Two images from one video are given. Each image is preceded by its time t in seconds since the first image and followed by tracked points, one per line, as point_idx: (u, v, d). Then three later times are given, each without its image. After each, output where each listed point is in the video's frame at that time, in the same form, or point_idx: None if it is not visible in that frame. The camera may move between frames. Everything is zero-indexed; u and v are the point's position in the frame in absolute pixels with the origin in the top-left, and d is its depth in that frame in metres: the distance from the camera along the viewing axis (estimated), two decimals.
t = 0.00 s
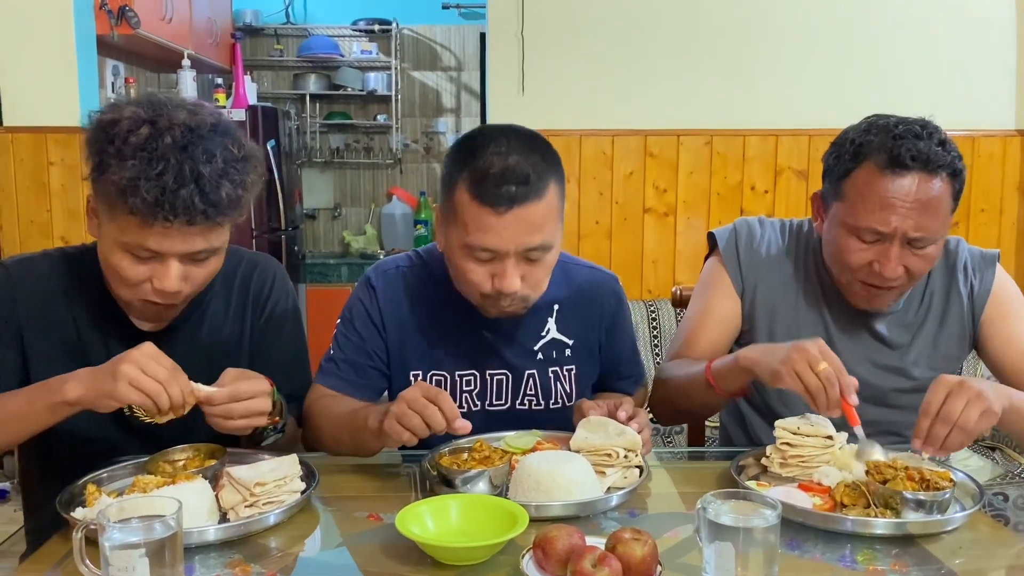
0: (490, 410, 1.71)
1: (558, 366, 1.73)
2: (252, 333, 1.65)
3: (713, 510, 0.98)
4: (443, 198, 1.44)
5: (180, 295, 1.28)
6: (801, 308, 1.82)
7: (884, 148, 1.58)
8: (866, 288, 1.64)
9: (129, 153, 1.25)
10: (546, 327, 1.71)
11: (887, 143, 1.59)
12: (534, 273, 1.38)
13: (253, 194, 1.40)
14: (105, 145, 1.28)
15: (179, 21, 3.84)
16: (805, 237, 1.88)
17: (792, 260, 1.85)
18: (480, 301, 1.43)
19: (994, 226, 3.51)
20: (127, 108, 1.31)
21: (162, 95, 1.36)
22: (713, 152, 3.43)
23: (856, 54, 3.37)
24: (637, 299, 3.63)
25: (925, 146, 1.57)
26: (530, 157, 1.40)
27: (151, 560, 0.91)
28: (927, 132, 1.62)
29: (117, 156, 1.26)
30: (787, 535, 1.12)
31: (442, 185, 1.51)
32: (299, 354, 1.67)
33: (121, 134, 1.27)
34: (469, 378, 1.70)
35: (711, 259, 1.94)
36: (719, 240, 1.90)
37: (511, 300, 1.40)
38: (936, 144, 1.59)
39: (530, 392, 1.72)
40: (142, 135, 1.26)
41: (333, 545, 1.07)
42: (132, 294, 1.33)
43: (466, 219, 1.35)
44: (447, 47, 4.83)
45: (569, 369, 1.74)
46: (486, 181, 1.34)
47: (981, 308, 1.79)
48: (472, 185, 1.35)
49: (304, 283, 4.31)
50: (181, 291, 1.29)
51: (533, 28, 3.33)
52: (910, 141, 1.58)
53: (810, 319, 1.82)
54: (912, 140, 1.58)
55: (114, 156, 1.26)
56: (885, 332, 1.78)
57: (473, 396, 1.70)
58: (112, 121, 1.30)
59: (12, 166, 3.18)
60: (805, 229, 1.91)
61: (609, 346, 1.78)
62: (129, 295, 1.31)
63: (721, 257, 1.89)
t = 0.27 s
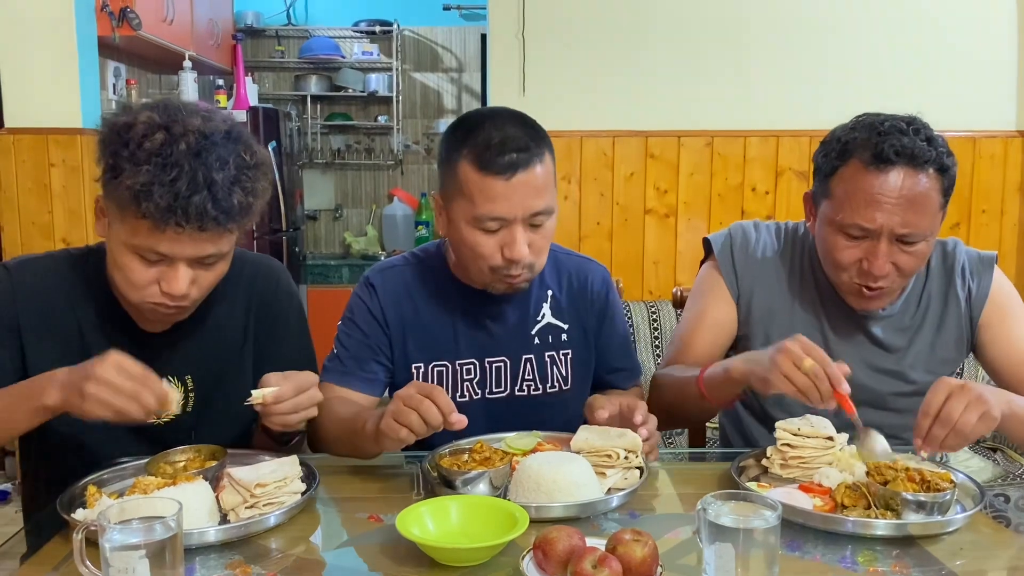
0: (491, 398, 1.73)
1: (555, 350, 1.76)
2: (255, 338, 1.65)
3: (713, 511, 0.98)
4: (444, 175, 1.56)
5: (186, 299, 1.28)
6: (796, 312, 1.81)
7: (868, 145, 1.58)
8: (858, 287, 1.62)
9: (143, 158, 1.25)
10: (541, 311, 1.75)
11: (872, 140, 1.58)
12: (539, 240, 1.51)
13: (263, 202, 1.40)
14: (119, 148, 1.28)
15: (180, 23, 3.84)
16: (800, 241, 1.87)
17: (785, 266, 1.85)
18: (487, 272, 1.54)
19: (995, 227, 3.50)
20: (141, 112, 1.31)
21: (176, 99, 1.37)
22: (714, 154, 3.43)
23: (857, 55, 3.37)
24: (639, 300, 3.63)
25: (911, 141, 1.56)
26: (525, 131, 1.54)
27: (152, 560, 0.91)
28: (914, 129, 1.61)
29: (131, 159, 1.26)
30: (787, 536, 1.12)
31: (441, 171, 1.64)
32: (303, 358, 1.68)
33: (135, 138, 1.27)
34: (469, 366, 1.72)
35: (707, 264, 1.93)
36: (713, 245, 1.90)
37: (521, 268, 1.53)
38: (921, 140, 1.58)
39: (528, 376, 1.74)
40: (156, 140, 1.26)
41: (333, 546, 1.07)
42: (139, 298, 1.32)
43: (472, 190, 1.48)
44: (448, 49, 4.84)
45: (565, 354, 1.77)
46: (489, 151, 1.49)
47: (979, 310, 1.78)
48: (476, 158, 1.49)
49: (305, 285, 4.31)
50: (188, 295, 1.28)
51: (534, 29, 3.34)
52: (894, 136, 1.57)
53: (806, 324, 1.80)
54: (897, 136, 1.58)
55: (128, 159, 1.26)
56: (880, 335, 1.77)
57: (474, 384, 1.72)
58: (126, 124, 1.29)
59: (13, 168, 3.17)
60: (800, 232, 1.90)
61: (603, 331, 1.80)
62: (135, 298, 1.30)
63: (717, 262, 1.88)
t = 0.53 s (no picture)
0: (495, 388, 1.75)
1: (555, 339, 1.77)
2: (263, 344, 1.65)
3: (713, 514, 0.98)
4: (446, 161, 1.64)
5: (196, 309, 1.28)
6: (792, 315, 1.78)
7: (856, 144, 1.58)
8: (850, 287, 1.61)
9: (161, 169, 1.24)
10: (539, 302, 1.77)
11: (859, 138, 1.58)
12: (536, 220, 1.57)
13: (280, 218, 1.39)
14: (138, 157, 1.27)
15: (181, 24, 3.84)
16: (794, 244, 1.85)
17: (780, 269, 1.82)
18: (486, 254, 1.59)
19: (997, 229, 3.50)
20: (162, 122, 1.30)
21: (199, 113, 1.36)
22: (715, 155, 3.43)
23: (858, 56, 3.37)
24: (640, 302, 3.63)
25: (897, 139, 1.56)
26: (521, 116, 1.63)
27: (151, 563, 0.91)
28: (901, 126, 1.61)
29: (149, 169, 1.25)
30: (787, 538, 1.11)
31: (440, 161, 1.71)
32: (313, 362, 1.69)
33: (155, 148, 1.26)
34: (473, 358, 1.73)
35: (702, 268, 1.91)
36: (708, 249, 1.88)
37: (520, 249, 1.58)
38: (908, 137, 1.58)
39: (530, 365, 1.76)
40: (176, 152, 1.25)
41: (333, 548, 1.07)
42: (150, 304, 1.32)
43: (472, 171, 1.56)
44: (449, 50, 4.84)
45: (565, 343, 1.77)
46: (487, 133, 1.57)
47: (978, 313, 1.75)
48: (475, 141, 1.57)
49: (306, 286, 4.31)
50: (197, 307, 1.28)
51: (535, 30, 3.34)
52: (881, 134, 1.58)
53: (802, 328, 1.78)
54: (883, 134, 1.58)
55: (146, 169, 1.25)
56: (877, 338, 1.74)
57: (478, 376, 1.74)
58: (145, 134, 1.29)
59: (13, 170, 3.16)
60: (795, 235, 1.87)
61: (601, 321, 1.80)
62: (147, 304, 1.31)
63: (713, 268, 1.85)
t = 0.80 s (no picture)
0: (501, 381, 1.76)
1: (559, 333, 1.79)
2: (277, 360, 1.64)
3: (715, 515, 0.98)
4: (457, 155, 1.67)
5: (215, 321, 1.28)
6: (789, 319, 1.78)
7: (839, 155, 1.52)
8: (840, 297, 1.57)
9: (194, 180, 1.25)
10: (543, 296, 1.79)
11: (842, 148, 1.52)
12: (543, 213, 1.61)
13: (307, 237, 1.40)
14: (172, 167, 1.28)
15: (183, 27, 3.85)
16: (793, 247, 1.83)
17: (778, 272, 1.81)
18: (494, 245, 1.62)
19: (999, 230, 3.50)
20: (198, 134, 1.31)
21: (234, 128, 1.37)
22: (716, 157, 3.44)
23: (860, 58, 3.38)
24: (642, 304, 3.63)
25: (881, 148, 1.50)
26: (530, 112, 1.66)
27: (157, 564, 0.92)
28: (886, 132, 1.54)
29: (182, 179, 1.26)
30: (790, 539, 1.12)
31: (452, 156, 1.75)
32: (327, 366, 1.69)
33: (190, 159, 1.27)
34: (480, 352, 1.76)
35: (702, 269, 1.88)
36: (708, 250, 1.85)
37: (526, 241, 1.62)
38: (894, 146, 1.51)
39: (535, 359, 1.77)
40: (211, 165, 1.26)
41: (338, 548, 1.08)
42: (172, 311, 1.33)
43: (481, 163, 1.60)
44: (451, 53, 4.85)
45: (569, 336, 1.79)
46: (497, 127, 1.60)
47: (976, 319, 1.72)
48: (485, 134, 1.60)
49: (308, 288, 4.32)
50: (217, 318, 1.29)
51: (537, 33, 3.34)
52: (865, 144, 1.51)
53: (800, 332, 1.77)
54: (867, 143, 1.51)
55: (179, 179, 1.26)
56: (873, 342, 1.73)
57: (485, 369, 1.76)
58: (181, 145, 1.30)
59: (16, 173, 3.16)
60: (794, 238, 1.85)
61: (602, 315, 1.81)
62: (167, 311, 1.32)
63: (715, 269, 1.83)
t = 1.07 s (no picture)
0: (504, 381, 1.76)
1: (561, 331, 1.80)
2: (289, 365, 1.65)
3: (719, 518, 0.99)
4: (461, 155, 1.69)
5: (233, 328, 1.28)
6: (794, 323, 1.77)
7: (844, 166, 1.50)
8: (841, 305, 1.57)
9: (219, 188, 1.25)
10: (545, 294, 1.80)
11: (847, 160, 1.50)
12: (544, 211, 1.61)
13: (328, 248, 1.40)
14: (197, 174, 1.28)
15: (186, 31, 3.87)
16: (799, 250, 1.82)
17: (784, 276, 1.81)
18: (494, 241, 1.63)
19: (1001, 232, 3.50)
20: (225, 143, 1.32)
21: (259, 138, 1.38)
22: (718, 159, 3.44)
23: (861, 60, 3.38)
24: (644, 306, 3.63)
25: (886, 162, 1.48)
26: (531, 112, 1.66)
27: (164, 567, 0.92)
28: (894, 146, 1.52)
29: (207, 187, 1.26)
30: (793, 542, 1.12)
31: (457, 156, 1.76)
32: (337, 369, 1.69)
33: (216, 167, 1.27)
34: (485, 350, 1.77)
35: (706, 271, 1.89)
36: (712, 252, 1.86)
37: (526, 239, 1.63)
38: (900, 160, 1.49)
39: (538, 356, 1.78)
40: (238, 174, 1.26)
41: (345, 550, 1.09)
42: (189, 317, 1.33)
43: (482, 161, 1.61)
44: (453, 56, 4.87)
45: (570, 333, 1.80)
46: (497, 126, 1.61)
47: (983, 327, 1.72)
48: (487, 134, 1.61)
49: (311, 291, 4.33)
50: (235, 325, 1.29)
51: (539, 35, 3.35)
52: (870, 158, 1.49)
53: (805, 337, 1.77)
54: (872, 156, 1.49)
55: (204, 187, 1.26)
56: (878, 348, 1.72)
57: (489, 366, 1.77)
58: (209, 154, 1.30)
59: (20, 176, 3.17)
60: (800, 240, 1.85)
61: (603, 313, 1.80)
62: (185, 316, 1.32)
63: (716, 271, 1.84)
